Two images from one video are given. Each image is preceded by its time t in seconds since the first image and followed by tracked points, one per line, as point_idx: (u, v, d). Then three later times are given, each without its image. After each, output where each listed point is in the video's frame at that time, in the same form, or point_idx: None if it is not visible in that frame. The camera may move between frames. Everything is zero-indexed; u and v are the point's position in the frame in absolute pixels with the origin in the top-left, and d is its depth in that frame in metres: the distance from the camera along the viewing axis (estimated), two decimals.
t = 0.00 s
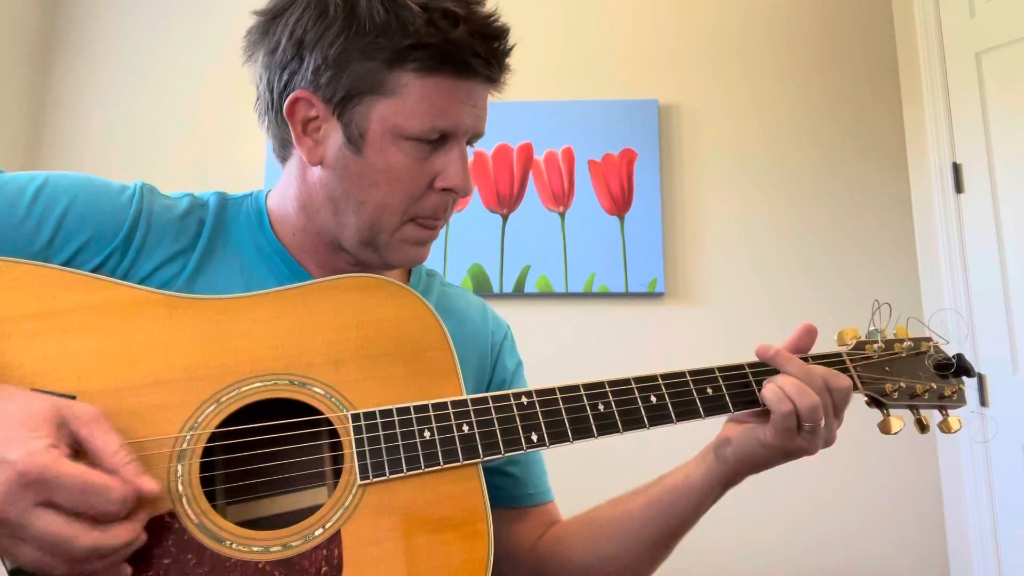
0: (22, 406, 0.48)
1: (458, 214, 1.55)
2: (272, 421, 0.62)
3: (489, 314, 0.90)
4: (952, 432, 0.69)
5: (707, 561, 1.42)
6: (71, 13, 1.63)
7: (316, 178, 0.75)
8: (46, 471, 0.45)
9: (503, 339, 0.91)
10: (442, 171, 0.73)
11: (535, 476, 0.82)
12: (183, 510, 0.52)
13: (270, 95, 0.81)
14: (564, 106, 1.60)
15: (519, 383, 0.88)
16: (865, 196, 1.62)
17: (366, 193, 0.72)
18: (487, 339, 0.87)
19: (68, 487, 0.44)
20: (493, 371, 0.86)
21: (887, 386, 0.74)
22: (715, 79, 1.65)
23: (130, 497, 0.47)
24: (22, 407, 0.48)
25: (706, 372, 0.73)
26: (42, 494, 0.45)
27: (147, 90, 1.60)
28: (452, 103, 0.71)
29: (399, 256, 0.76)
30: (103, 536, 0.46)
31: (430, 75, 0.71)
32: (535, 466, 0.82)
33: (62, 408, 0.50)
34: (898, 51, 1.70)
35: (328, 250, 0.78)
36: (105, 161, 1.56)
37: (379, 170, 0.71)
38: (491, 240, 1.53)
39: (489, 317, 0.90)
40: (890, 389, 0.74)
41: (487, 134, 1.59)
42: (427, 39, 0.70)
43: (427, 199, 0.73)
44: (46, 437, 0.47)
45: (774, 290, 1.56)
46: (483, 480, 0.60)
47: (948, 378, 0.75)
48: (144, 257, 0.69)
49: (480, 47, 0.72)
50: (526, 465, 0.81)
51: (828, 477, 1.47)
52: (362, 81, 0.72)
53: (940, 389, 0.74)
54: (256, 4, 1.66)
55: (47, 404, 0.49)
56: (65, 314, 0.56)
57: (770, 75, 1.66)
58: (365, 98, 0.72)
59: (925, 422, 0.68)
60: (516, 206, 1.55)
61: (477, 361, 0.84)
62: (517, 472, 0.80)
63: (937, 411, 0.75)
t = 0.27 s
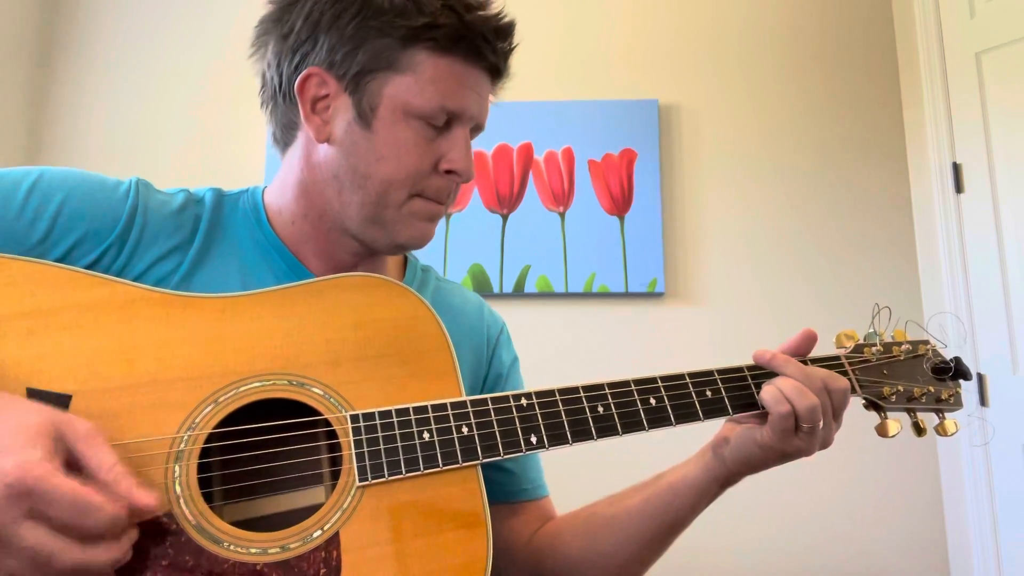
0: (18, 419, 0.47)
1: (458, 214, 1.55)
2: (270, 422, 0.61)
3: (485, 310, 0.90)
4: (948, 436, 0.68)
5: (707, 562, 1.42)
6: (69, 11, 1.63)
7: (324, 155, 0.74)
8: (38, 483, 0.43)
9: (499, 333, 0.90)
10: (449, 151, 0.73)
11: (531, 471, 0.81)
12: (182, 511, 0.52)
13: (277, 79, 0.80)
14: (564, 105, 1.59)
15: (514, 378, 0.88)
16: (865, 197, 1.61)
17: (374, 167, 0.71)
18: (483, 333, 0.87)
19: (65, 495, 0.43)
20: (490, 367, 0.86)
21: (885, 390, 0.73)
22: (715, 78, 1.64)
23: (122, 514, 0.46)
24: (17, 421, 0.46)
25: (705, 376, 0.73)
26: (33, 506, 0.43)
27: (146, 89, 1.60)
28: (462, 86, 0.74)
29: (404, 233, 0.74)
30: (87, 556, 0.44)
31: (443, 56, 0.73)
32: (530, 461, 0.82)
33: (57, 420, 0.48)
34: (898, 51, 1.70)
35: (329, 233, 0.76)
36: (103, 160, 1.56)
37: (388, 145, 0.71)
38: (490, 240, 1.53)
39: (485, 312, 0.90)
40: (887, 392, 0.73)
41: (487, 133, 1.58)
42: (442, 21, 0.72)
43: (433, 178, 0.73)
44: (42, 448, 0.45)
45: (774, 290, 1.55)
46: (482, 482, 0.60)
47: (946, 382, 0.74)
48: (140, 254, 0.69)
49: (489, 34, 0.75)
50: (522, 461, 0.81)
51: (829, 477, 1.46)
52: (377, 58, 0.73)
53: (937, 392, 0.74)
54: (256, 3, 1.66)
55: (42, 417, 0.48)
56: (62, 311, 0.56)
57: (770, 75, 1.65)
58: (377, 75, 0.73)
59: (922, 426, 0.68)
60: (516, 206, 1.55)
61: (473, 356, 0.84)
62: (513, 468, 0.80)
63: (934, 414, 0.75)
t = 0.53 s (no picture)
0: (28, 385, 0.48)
1: (458, 214, 1.55)
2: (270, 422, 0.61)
3: (484, 308, 0.90)
4: (945, 438, 0.68)
5: (707, 562, 1.41)
6: (68, 11, 1.62)
7: (331, 152, 0.74)
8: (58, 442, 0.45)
9: (497, 330, 0.90)
10: (456, 146, 0.74)
11: (530, 470, 0.81)
12: (183, 511, 0.52)
13: (280, 77, 0.80)
14: (565, 105, 1.59)
15: (512, 376, 0.88)
16: (865, 197, 1.61)
17: (384, 162, 0.71)
18: (481, 330, 0.86)
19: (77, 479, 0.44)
20: (488, 364, 0.86)
21: (883, 393, 0.73)
22: (716, 78, 1.64)
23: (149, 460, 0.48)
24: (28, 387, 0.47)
25: (706, 377, 0.72)
26: (58, 466, 0.45)
27: (145, 89, 1.60)
28: (468, 81, 0.75)
29: (414, 228, 0.74)
30: (116, 508, 0.46)
31: (449, 52, 0.74)
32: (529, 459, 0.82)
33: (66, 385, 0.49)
34: (898, 51, 1.70)
35: (334, 232, 0.76)
36: (103, 160, 1.55)
37: (398, 140, 0.71)
38: (490, 240, 1.53)
39: (484, 310, 0.90)
40: (886, 395, 0.73)
41: (487, 133, 1.58)
42: (449, 17, 0.73)
43: (442, 172, 0.73)
44: (58, 411, 0.47)
45: (774, 290, 1.55)
46: (484, 483, 0.60)
47: (944, 385, 0.74)
48: (139, 252, 0.69)
49: (493, 30, 0.76)
50: (522, 459, 0.81)
51: (829, 478, 1.46)
52: (384, 54, 0.73)
53: (935, 395, 0.74)
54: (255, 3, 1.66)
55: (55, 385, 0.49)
56: (61, 310, 0.55)
57: (771, 75, 1.66)
58: (385, 71, 0.73)
59: (920, 429, 0.68)
60: (516, 206, 1.55)
61: (472, 352, 0.84)
62: (513, 467, 0.79)
63: (931, 416, 0.75)
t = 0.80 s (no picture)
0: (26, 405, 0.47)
1: (458, 214, 1.55)
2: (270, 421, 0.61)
3: (484, 308, 0.90)
4: (947, 434, 0.68)
5: (707, 562, 1.42)
6: (69, 11, 1.63)
7: (323, 158, 0.74)
8: (53, 466, 0.44)
9: (497, 331, 0.90)
10: (449, 148, 0.73)
11: (530, 469, 0.81)
12: (183, 511, 0.52)
13: (274, 83, 0.80)
14: (565, 105, 1.59)
15: (512, 377, 0.88)
16: (865, 196, 1.61)
17: (374, 168, 0.72)
18: (481, 331, 0.86)
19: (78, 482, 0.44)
20: (489, 365, 0.86)
21: (884, 389, 0.74)
22: (716, 78, 1.64)
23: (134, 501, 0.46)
24: (28, 405, 0.47)
25: (705, 374, 0.73)
26: (48, 490, 0.44)
27: (146, 89, 1.60)
28: (458, 83, 0.74)
29: (407, 233, 0.74)
30: (99, 543, 0.45)
31: (438, 54, 0.73)
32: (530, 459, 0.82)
33: (68, 408, 0.49)
34: (898, 51, 1.70)
35: (329, 236, 0.76)
36: (103, 160, 1.56)
37: (388, 145, 0.71)
38: (490, 240, 1.53)
39: (484, 311, 0.90)
40: (886, 391, 0.73)
41: (487, 133, 1.58)
42: (437, 18, 0.72)
43: (434, 176, 0.73)
44: (56, 434, 0.46)
45: (774, 290, 1.55)
46: (483, 482, 0.60)
47: (944, 381, 0.74)
48: (140, 254, 0.69)
49: (484, 28, 0.75)
50: (522, 461, 0.81)
51: (829, 477, 1.46)
52: (373, 58, 0.73)
53: (935, 391, 0.74)
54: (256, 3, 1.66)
55: (54, 404, 0.48)
56: (62, 311, 0.56)
57: (770, 75, 1.66)
58: (374, 75, 0.73)
59: (921, 425, 0.68)
60: (516, 206, 1.55)
61: (472, 353, 0.84)
62: (513, 467, 0.80)
63: (932, 413, 0.74)
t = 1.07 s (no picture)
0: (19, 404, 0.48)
1: (458, 214, 1.55)
2: (270, 421, 0.62)
3: (482, 310, 0.90)
4: (948, 433, 0.68)
5: (707, 562, 1.42)
6: (70, 12, 1.63)
7: (321, 160, 0.74)
8: (38, 468, 0.44)
9: (497, 332, 0.90)
10: (447, 153, 0.73)
11: (528, 470, 0.82)
12: (181, 511, 0.52)
13: (274, 84, 0.80)
14: (564, 105, 1.59)
15: (511, 379, 0.88)
16: (865, 196, 1.61)
17: (372, 171, 0.72)
18: (480, 332, 0.87)
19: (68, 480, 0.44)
20: (488, 365, 0.86)
21: (885, 387, 0.73)
22: (715, 78, 1.64)
23: (123, 496, 0.46)
24: (17, 406, 0.47)
25: (704, 373, 0.73)
26: (34, 493, 0.44)
27: (147, 90, 1.60)
28: (458, 88, 0.74)
29: (404, 236, 0.74)
30: (92, 539, 0.45)
31: (439, 58, 0.73)
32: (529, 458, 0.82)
33: (56, 406, 0.49)
34: (897, 51, 1.70)
35: (328, 237, 0.77)
36: (104, 161, 1.56)
37: (386, 148, 0.72)
38: (490, 240, 1.53)
39: (483, 312, 0.90)
40: (887, 388, 0.73)
41: (487, 134, 1.59)
42: (438, 23, 0.73)
43: (432, 180, 0.73)
44: (41, 435, 0.46)
45: (774, 290, 1.55)
46: (482, 481, 0.60)
47: (945, 380, 0.75)
48: (139, 255, 0.69)
49: (485, 33, 0.75)
50: (521, 463, 0.81)
51: (829, 477, 1.46)
52: (374, 61, 0.73)
53: (936, 390, 0.75)
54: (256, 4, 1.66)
55: (44, 404, 0.49)
56: (60, 312, 0.56)
57: (770, 75, 1.66)
58: (374, 78, 0.73)
59: (922, 423, 0.68)
60: (516, 206, 1.55)
61: (472, 353, 0.84)
62: (512, 469, 0.80)
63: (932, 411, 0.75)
